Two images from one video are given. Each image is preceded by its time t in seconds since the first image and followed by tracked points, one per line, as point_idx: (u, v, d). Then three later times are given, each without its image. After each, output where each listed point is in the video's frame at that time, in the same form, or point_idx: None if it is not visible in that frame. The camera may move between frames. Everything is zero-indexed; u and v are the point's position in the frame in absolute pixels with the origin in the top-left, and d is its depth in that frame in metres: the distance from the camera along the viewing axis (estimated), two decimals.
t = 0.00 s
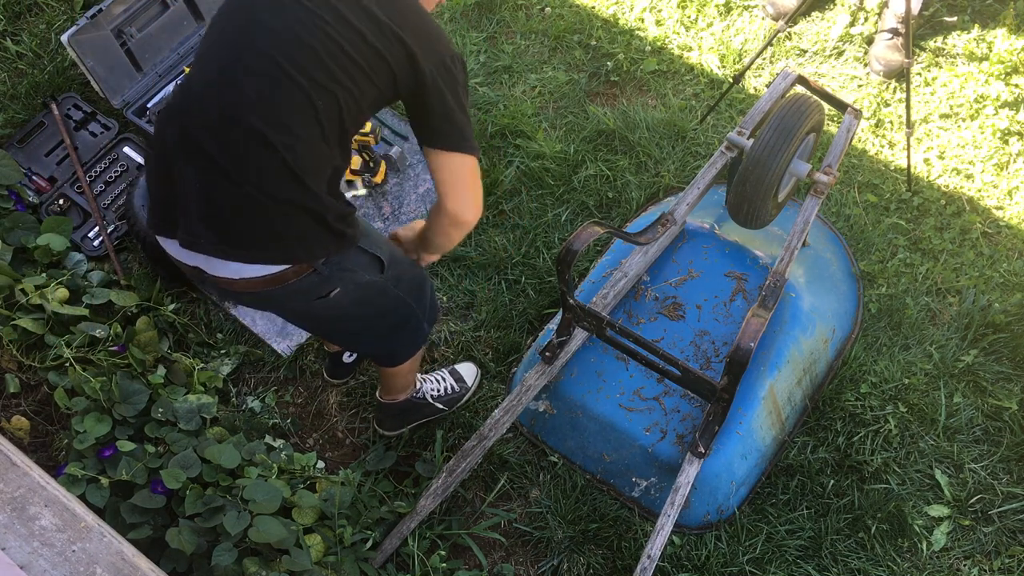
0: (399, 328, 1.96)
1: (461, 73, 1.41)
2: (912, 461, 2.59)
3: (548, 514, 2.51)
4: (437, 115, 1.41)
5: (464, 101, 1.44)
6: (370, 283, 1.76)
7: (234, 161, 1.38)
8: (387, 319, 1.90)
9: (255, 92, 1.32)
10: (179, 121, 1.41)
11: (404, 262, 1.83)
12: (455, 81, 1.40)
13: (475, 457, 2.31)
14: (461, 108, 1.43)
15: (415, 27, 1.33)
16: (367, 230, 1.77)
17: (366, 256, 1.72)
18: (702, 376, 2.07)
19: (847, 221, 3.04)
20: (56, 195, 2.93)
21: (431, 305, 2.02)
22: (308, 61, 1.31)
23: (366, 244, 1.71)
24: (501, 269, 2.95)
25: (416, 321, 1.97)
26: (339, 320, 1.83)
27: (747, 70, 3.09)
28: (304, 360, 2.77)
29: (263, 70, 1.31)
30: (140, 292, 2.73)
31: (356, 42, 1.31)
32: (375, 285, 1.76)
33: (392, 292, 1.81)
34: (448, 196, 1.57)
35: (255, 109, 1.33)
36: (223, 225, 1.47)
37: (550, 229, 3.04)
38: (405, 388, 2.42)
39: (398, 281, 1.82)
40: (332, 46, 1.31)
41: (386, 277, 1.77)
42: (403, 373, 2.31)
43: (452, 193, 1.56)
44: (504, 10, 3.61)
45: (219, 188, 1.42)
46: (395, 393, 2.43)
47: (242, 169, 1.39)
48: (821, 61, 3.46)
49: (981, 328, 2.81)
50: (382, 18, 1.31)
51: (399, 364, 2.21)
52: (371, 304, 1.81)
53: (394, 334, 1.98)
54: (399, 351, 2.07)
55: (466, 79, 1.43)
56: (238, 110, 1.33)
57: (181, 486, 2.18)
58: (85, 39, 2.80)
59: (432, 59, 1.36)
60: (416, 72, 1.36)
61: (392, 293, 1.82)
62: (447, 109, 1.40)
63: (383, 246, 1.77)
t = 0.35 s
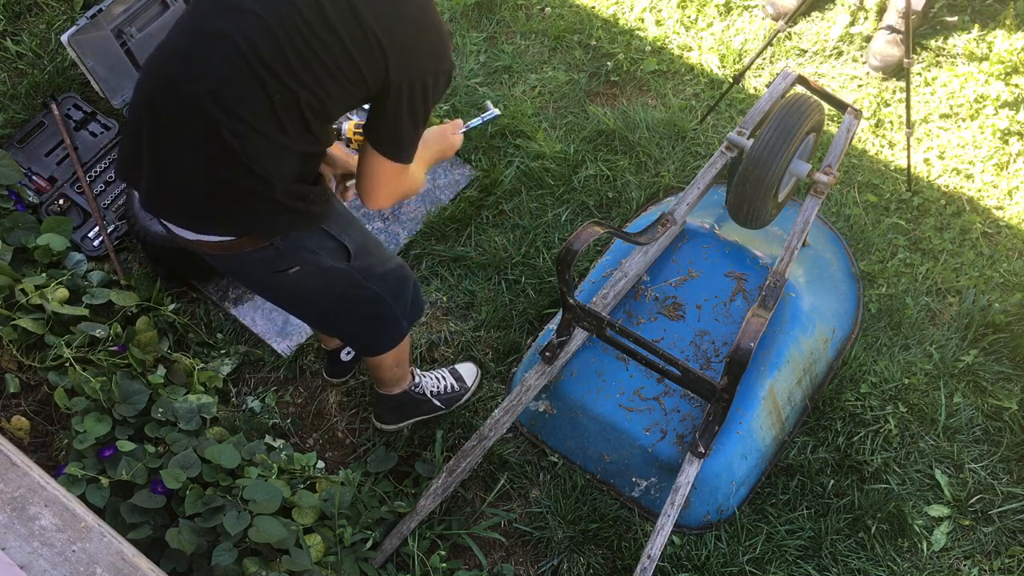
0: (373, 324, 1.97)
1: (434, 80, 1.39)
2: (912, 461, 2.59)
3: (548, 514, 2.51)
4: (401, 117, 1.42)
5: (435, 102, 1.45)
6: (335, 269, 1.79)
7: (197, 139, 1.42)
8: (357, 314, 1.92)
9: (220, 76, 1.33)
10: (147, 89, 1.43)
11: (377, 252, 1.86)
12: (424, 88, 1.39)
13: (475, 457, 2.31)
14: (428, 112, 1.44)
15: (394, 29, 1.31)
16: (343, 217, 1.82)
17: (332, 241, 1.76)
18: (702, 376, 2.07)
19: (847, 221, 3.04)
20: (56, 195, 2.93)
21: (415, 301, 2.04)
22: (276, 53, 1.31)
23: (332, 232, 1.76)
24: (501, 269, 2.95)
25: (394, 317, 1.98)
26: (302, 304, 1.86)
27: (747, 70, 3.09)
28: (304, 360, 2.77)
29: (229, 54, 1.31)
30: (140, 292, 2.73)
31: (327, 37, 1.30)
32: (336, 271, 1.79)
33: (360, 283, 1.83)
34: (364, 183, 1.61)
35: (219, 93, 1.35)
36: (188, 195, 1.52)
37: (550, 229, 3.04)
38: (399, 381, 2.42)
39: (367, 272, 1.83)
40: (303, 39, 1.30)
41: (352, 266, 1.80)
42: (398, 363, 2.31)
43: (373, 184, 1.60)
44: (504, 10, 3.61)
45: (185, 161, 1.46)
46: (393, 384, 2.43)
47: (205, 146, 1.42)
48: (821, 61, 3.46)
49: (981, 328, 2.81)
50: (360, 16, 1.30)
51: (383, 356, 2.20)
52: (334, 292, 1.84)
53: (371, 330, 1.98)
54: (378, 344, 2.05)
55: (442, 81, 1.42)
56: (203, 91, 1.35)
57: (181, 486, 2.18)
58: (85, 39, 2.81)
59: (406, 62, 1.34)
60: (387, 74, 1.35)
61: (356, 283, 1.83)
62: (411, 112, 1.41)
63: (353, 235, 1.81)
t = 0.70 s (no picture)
0: (365, 324, 2.00)
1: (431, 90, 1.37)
2: (912, 461, 2.59)
3: (548, 514, 2.51)
4: (395, 127, 1.39)
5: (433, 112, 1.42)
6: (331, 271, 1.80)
7: (188, 138, 1.44)
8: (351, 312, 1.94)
9: (211, 72, 1.35)
10: (141, 85, 1.45)
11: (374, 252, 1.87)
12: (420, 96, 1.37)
13: (475, 457, 2.31)
14: (426, 123, 1.42)
15: (389, 35, 1.30)
16: (337, 216, 1.79)
17: (323, 240, 1.75)
18: (702, 377, 2.07)
19: (846, 221, 3.04)
20: (56, 195, 2.93)
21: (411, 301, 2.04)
22: (265, 55, 1.32)
23: (322, 230, 1.73)
24: (501, 269, 2.95)
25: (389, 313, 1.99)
26: (292, 300, 1.87)
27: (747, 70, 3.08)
28: (304, 360, 2.77)
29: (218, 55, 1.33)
30: (140, 292, 2.73)
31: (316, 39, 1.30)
32: (326, 270, 1.79)
33: (353, 284, 1.85)
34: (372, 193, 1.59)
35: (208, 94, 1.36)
36: (179, 193, 1.54)
37: (550, 229, 3.04)
38: (399, 379, 2.44)
39: (360, 272, 1.85)
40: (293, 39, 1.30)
41: (343, 267, 1.80)
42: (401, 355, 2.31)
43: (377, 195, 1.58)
44: (504, 10, 3.61)
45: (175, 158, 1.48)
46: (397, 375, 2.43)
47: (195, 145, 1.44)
48: (821, 61, 3.45)
49: (981, 328, 2.81)
50: (353, 21, 1.29)
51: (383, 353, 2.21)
52: (329, 292, 1.85)
53: (364, 330, 2.02)
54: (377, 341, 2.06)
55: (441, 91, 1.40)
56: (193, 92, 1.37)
57: (181, 486, 2.18)
58: (86, 38, 2.81)
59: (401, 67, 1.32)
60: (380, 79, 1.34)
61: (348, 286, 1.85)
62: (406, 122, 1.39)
63: (344, 236, 1.79)
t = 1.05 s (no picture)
0: (373, 313, 2.12)
1: (463, 117, 1.35)
2: (912, 461, 2.59)
3: (548, 514, 2.51)
4: (422, 147, 1.40)
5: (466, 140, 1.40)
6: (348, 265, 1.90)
7: (229, 124, 1.50)
8: (365, 300, 2.05)
9: (256, 66, 1.40)
10: (198, 65, 1.52)
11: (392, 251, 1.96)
12: (450, 122, 1.36)
13: (475, 457, 2.31)
14: (455, 150, 1.41)
15: (425, 57, 1.30)
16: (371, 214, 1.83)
17: (349, 236, 1.81)
18: (702, 376, 2.07)
19: (846, 221, 3.04)
20: (56, 195, 2.93)
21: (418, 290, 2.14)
22: (309, 57, 1.35)
23: (349, 228, 1.79)
24: (501, 269, 2.95)
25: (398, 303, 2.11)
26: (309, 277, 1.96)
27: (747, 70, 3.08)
28: (304, 360, 2.77)
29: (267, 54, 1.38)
30: (140, 292, 2.73)
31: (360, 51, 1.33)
32: (343, 261, 1.87)
33: (371, 276, 1.95)
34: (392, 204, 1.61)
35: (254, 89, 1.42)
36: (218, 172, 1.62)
37: (550, 229, 3.04)
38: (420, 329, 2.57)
39: (380, 267, 1.95)
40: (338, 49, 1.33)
41: (361, 261, 1.89)
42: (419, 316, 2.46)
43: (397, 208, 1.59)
44: (503, 10, 3.61)
45: (218, 146, 1.56)
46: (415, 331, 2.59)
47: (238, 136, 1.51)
48: (820, 61, 3.45)
49: (981, 328, 2.81)
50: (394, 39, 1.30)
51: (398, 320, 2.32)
52: (344, 282, 1.96)
53: (372, 317, 2.16)
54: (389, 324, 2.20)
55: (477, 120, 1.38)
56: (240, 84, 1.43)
57: (181, 486, 2.18)
58: (86, 39, 2.80)
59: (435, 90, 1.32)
60: (415, 97, 1.35)
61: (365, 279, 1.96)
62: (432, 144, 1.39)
63: (368, 235, 1.85)
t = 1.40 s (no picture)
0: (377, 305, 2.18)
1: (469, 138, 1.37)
2: (912, 461, 2.59)
3: (548, 514, 2.51)
4: (425, 160, 1.41)
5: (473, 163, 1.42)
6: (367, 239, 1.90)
7: (275, 75, 1.61)
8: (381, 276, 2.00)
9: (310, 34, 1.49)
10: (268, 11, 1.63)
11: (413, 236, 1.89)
12: (454, 138, 1.38)
13: (474, 457, 2.32)
14: (459, 170, 1.43)
15: (455, 74, 1.34)
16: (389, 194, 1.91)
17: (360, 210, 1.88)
18: (702, 376, 2.08)
19: (846, 221, 3.04)
20: (56, 195, 2.93)
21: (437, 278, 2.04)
22: (354, 40, 1.43)
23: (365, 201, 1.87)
24: (500, 269, 2.95)
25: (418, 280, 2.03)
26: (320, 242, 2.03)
27: (747, 70, 3.08)
28: (304, 360, 2.77)
29: (321, 24, 1.47)
30: (140, 292, 2.72)
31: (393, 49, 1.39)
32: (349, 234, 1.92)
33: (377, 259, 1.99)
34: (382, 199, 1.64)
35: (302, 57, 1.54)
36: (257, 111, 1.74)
37: (551, 229, 3.04)
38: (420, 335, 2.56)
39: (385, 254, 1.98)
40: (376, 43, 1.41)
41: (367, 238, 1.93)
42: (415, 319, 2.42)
43: (388, 208, 1.62)
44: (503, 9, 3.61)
45: (263, 90, 1.67)
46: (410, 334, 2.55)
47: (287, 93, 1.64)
48: (821, 61, 3.45)
49: (980, 328, 2.81)
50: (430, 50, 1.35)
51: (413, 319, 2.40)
52: (360, 256, 1.94)
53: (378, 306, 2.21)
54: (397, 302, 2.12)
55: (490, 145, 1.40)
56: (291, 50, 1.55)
57: (181, 486, 2.18)
58: (85, 38, 2.80)
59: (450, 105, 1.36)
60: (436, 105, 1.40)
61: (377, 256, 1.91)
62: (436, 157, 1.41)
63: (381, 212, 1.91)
